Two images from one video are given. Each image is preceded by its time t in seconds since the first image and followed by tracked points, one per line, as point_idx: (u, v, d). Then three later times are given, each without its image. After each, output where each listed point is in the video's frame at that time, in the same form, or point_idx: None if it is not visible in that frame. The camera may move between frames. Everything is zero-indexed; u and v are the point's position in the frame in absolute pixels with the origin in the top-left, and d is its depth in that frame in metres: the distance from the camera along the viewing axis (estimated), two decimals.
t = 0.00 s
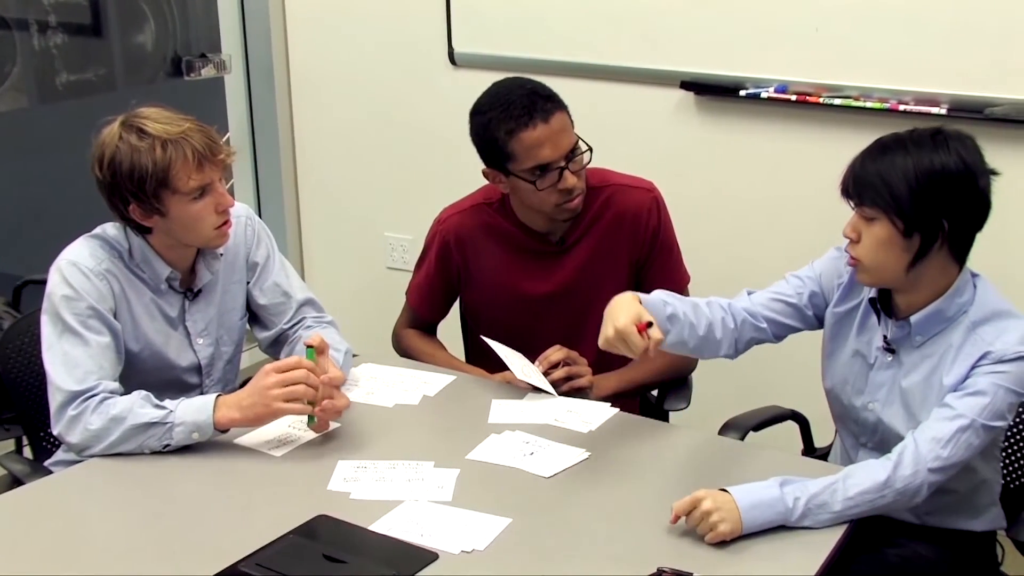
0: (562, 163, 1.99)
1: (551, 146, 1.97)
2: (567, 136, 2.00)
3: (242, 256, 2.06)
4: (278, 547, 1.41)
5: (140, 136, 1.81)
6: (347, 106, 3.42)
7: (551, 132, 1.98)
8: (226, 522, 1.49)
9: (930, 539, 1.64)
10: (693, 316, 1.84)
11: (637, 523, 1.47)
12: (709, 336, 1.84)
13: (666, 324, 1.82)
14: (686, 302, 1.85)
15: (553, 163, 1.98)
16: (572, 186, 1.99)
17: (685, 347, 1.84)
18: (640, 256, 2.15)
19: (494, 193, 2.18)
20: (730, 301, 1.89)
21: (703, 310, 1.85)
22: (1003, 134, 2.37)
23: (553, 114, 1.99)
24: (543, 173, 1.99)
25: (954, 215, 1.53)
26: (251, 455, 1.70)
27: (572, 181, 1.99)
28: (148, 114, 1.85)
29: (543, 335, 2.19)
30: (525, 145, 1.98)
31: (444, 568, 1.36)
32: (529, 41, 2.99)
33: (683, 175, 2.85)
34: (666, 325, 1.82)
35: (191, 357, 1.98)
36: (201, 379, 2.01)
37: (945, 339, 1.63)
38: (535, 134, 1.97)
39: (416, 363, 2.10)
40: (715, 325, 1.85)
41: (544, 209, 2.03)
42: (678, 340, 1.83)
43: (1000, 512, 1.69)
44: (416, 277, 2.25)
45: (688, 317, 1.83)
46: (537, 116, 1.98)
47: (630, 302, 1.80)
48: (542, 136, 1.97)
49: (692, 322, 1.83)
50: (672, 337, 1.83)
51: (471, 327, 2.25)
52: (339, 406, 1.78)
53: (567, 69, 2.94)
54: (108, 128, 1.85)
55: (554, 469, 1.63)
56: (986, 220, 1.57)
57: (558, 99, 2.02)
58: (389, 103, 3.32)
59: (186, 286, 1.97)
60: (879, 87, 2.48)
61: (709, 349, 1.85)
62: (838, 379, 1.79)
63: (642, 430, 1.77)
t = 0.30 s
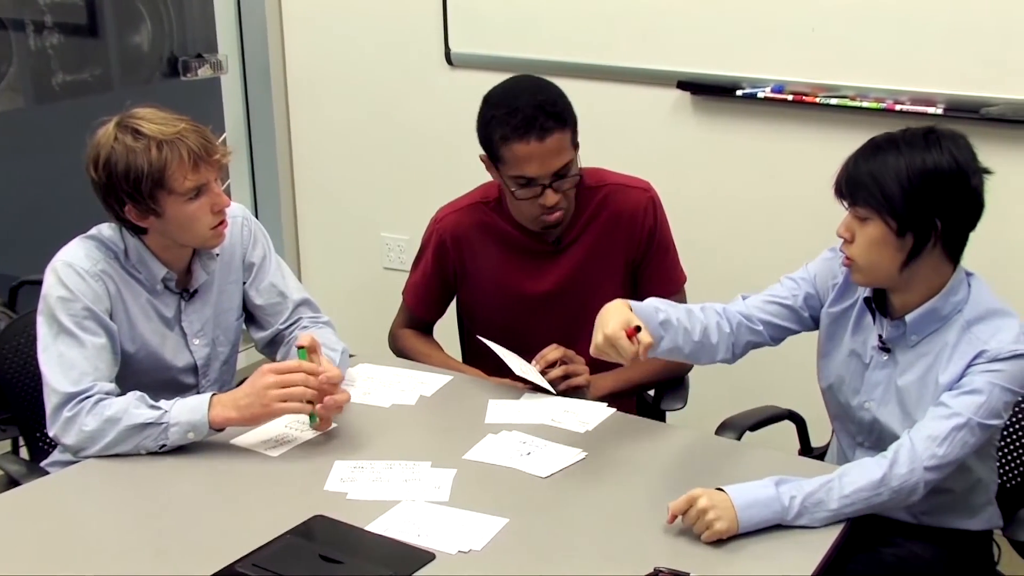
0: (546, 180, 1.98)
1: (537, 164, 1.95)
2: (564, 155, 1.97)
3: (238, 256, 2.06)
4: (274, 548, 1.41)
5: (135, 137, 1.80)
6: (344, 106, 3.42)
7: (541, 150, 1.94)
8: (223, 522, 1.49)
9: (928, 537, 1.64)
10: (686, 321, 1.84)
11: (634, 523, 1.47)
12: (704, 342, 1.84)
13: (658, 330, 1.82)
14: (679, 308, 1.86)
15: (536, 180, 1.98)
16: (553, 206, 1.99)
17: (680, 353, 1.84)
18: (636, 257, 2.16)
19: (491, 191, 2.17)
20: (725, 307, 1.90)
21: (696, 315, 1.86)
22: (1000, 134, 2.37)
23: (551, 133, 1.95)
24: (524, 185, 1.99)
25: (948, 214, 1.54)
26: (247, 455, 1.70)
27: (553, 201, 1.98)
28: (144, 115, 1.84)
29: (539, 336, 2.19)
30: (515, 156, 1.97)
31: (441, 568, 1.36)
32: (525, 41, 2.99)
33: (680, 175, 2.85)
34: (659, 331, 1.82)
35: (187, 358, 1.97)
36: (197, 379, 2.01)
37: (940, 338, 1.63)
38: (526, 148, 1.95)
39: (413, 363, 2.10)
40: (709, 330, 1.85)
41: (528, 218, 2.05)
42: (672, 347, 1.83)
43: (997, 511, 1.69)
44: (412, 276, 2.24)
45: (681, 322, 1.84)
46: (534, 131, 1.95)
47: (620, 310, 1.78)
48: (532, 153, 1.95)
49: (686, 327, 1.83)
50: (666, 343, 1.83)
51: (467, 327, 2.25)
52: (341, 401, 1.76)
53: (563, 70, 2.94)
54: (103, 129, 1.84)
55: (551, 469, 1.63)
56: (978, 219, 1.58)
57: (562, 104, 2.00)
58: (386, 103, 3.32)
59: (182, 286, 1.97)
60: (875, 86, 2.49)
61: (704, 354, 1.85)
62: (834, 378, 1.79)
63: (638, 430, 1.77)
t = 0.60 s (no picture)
0: (534, 184, 1.98)
1: (527, 166, 1.96)
2: (557, 159, 1.97)
3: (235, 257, 2.06)
4: (270, 548, 1.41)
5: (136, 139, 1.80)
6: (340, 106, 3.42)
7: (530, 156, 1.95)
8: (220, 522, 1.49)
9: (924, 538, 1.64)
10: (702, 370, 1.78)
11: (631, 522, 1.47)
12: (721, 383, 1.79)
13: (679, 388, 1.75)
14: (692, 358, 1.79)
15: (525, 183, 1.98)
16: (539, 210, 1.99)
17: (701, 402, 1.78)
18: (633, 257, 2.16)
19: (488, 191, 2.16)
20: (730, 339, 1.85)
21: (708, 359, 1.80)
22: (996, 134, 2.37)
23: (544, 139, 1.94)
24: (514, 186, 2.00)
25: (942, 223, 1.54)
26: (243, 455, 1.69)
27: (539, 205, 1.98)
28: (144, 117, 1.84)
29: (537, 337, 2.19)
30: (506, 158, 1.97)
31: (437, 568, 1.36)
32: (522, 41, 2.99)
33: (677, 175, 2.86)
34: (681, 389, 1.75)
35: (184, 358, 1.97)
36: (193, 380, 2.01)
37: (939, 343, 1.63)
38: (519, 152, 1.94)
39: (409, 363, 2.10)
40: (723, 370, 1.80)
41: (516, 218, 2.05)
42: (694, 398, 1.77)
43: (993, 511, 1.69)
44: (409, 277, 2.24)
45: (697, 373, 1.77)
46: (527, 136, 1.94)
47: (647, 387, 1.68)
48: (522, 156, 1.95)
49: (703, 376, 1.77)
50: (688, 399, 1.76)
51: (464, 328, 2.25)
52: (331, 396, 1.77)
53: (560, 70, 2.94)
54: (103, 130, 1.84)
55: (548, 469, 1.63)
56: (973, 225, 1.58)
57: (563, 110, 1.98)
58: (383, 103, 3.32)
59: (178, 287, 1.97)
60: (872, 86, 2.49)
61: (722, 395, 1.80)
62: (831, 382, 1.79)
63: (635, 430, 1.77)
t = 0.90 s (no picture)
0: (530, 191, 1.97)
1: (523, 173, 1.95)
2: (553, 165, 1.96)
3: (233, 257, 2.05)
4: (269, 547, 1.41)
5: (134, 139, 1.80)
6: (339, 105, 3.42)
7: (528, 161, 1.94)
8: (219, 522, 1.49)
9: (923, 537, 1.64)
10: (706, 386, 1.76)
11: (630, 522, 1.47)
12: (725, 395, 1.79)
13: (685, 407, 1.73)
14: (695, 374, 1.78)
15: (522, 189, 1.98)
16: (537, 214, 1.99)
17: (706, 416, 1.78)
18: (632, 256, 2.16)
19: (487, 190, 2.16)
20: (731, 349, 1.83)
21: (711, 375, 1.78)
22: (994, 133, 2.38)
23: (539, 146, 1.93)
24: (511, 193, 2.00)
25: (936, 228, 1.54)
26: (242, 454, 1.69)
27: (537, 210, 1.99)
28: (142, 117, 1.84)
29: (536, 337, 2.19)
30: (502, 164, 1.97)
31: (436, 567, 1.36)
32: (521, 40, 2.99)
33: (675, 174, 2.86)
34: (686, 407, 1.73)
35: (182, 358, 1.97)
36: (191, 379, 2.01)
37: (937, 344, 1.63)
38: (513, 159, 1.94)
39: (408, 362, 2.10)
40: (727, 383, 1.79)
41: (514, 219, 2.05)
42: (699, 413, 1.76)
43: (992, 510, 1.69)
44: (407, 277, 2.24)
45: (701, 389, 1.76)
46: (523, 145, 1.93)
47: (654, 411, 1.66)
48: (519, 162, 1.94)
49: (707, 391, 1.76)
50: (694, 416, 1.75)
51: (463, 327, 2.25)
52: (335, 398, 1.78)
53: (559, 68, 2.94)
54: (101, 130, 1.84)
55: (547, 468, 1.63)
56: (969, 229, 1.58)
57: (559, 114, 1.97)
58: (382, 102, 3.32)
59: (176, 287, 1.97)
60: (870, 85, 2.49)
61: (727, 406, 1.81)
62: (830, 383, 1.79)
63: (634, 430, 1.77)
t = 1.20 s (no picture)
0: (530, 187, 1.97)
1: (523, 171, 1.95)
2: (551, 162, 1.96)
3: (229, 253, 2.05)
4: (266, 543, 1.41)
5: (126, 131, 1.80)
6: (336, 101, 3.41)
7: (526, 160, 1.94)
8: (216, 517, 1.48)
9: (921, 532, 1.64)
10: (683, 349, 1.77)
11: (627, 517, 1.47)
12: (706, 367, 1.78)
13: (657, 360, 1.74)
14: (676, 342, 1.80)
15: (521, 186, 1.97)
16: (536, 211, 1.99)
17: (683, 382, 1.77)
18: (631, 251, 2.16)
19: (485, 185, 2.16)
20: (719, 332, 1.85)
21: (692, 343, 1.80)
22: (993, 128, 2.38)
23: (538, 143, 1.93)
24: (510, 189, 1.99)
25: (924, 221, 1.54)
26: (240, 449, 1.69)
27: (536, 207, 1.98)
28: (135, 110, 1.84)
29: (533, 331, 2.19)
30: (500, 162, 1.96)
31: (434, 562, 1.36)
32: (518, 36, 2.99)
33: (673, 171, 2.86)
34: (658, 361, 1.74)
35: (176, 354, 1.97)
36: (186, 376, 2.00)
37: (929, 336, 1.63)
38: (512, 156, 1.94)
39: (405, 357, 2.10)
40: (709, 356, 1.79)
41: (512, 215, 2.06)
42: (674, 377, 1.76)
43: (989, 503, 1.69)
44: (405, 272, 2.24)
45: (679, 352, 1.77)
46: (521, 141, 1.93)
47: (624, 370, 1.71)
48: (517, 161, 1.94)
49: (685, 356, 1.77)
50: (666, 373, 1.75)
51: (461, 323, 2.25)
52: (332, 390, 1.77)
53: (556, 64, 2.94)
54: (94, 123, 1.84)
55: (544, 463, 1.63)
56: (960, 222, 1.58)
57: (556, 110, 1.97)
58: (380, 98, 3.32)
59: (170, 282, 1.96)
60: (868, 81, 2.49)
61: (709, 382, 1.79)
62: (825, 377, 1.79)
63: (631, 425, 1.77)
